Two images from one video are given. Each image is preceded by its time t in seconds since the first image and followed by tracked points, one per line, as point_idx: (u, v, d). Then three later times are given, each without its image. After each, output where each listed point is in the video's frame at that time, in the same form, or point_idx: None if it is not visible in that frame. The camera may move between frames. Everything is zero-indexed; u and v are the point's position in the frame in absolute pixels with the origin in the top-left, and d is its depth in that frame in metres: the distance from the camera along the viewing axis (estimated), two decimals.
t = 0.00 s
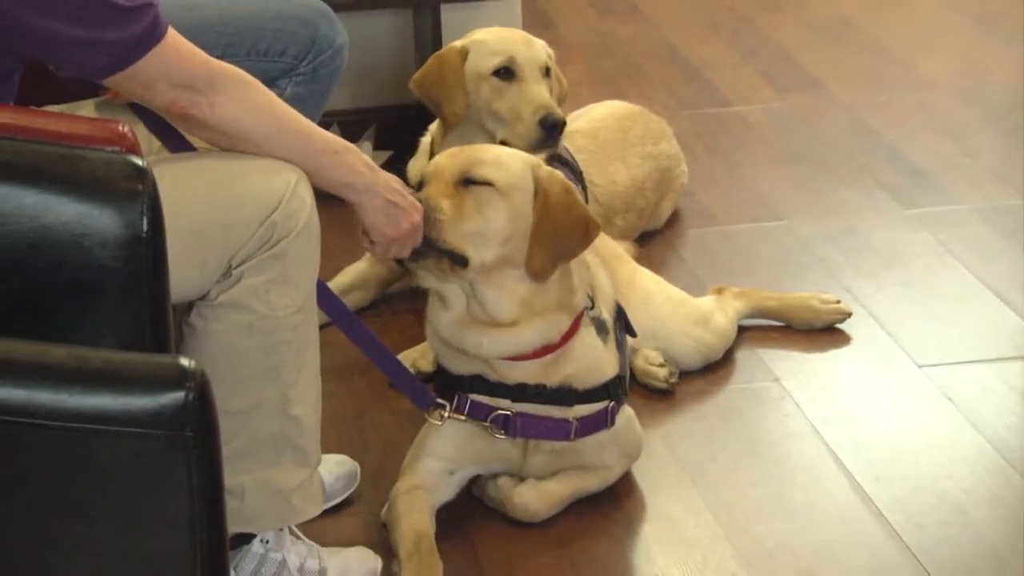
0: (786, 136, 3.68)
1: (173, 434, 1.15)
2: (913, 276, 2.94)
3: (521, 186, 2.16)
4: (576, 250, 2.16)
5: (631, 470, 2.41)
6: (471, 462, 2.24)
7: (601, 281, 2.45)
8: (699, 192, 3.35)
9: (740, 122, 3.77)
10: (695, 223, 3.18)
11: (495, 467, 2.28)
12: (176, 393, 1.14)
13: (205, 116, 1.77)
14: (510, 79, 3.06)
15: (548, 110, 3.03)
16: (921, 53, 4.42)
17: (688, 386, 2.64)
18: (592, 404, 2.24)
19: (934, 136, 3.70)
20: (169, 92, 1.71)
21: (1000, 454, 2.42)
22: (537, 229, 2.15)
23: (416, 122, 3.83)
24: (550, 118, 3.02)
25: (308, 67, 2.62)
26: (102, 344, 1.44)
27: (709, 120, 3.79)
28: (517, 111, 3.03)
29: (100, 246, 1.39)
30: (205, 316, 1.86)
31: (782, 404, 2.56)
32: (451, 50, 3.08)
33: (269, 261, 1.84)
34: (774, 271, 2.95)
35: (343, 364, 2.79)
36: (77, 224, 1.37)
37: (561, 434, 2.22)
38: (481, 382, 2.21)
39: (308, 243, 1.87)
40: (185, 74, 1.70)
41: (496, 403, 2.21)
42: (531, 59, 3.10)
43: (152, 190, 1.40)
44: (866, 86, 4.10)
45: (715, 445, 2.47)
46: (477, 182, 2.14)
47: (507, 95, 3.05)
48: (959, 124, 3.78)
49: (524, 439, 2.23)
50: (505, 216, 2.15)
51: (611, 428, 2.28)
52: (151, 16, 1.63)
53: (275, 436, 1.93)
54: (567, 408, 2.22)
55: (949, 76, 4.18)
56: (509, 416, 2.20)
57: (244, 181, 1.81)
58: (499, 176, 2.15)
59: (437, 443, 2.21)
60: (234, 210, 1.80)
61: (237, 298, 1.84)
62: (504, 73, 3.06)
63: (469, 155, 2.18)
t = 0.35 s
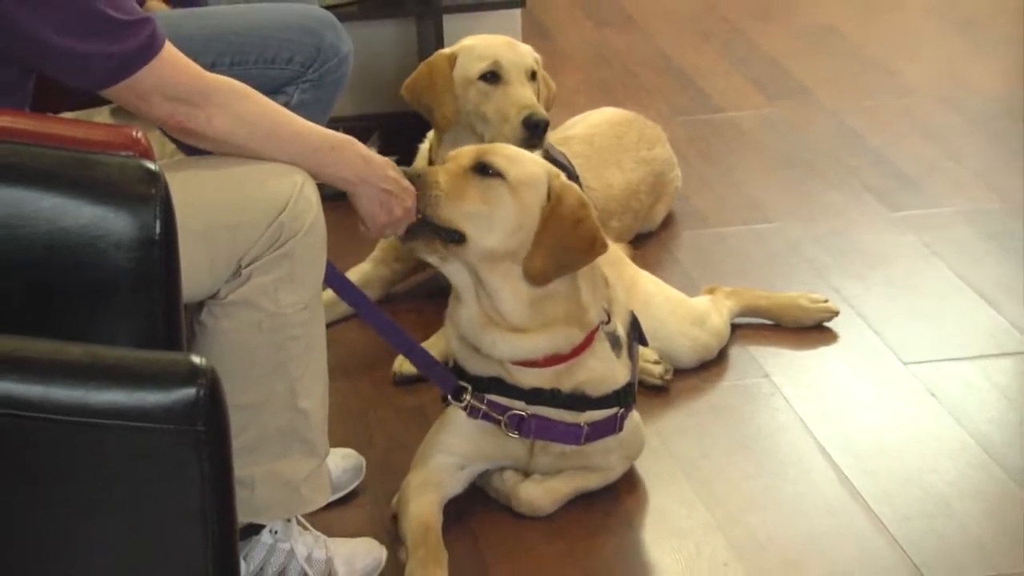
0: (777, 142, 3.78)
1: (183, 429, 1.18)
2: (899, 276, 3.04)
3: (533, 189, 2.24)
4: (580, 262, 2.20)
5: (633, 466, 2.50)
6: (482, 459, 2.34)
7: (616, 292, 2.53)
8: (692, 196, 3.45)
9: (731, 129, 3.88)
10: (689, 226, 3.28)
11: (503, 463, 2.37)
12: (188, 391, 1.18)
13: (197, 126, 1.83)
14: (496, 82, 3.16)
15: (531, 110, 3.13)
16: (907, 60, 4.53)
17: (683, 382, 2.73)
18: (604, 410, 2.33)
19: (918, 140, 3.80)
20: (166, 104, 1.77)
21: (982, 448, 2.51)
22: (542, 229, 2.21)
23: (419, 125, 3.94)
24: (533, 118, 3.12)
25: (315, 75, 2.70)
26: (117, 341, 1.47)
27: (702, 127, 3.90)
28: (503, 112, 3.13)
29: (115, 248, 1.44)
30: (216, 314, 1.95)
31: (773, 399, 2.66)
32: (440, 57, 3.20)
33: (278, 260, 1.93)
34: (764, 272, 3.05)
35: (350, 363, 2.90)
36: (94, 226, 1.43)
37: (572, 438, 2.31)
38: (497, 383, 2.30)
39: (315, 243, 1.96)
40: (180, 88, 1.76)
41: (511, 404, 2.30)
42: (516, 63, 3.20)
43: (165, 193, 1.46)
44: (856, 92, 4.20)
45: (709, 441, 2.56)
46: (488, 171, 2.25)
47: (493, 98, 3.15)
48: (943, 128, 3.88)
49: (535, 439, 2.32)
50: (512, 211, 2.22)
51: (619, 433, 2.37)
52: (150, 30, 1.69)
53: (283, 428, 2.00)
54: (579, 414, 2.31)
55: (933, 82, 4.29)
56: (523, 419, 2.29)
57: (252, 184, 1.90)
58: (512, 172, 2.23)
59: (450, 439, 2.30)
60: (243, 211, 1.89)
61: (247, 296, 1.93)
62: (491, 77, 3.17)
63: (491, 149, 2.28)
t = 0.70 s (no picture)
0: (769, 147, 3.89)
1: (196, 424, 1.23)
2: (886, 276, 3.14)
3: (532, 205, 2.36)
4: (577, 267, 2.35)
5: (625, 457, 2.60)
6: (477, 450, 2.43)
7: (599, 286, 2.63)
8: (686, 199, 3.55)
9: (725, 134, 3.99)
10: (683, 228, 3.39)
11: (498, 455, 2.47)
12: (199, 385, 1.22)
13: (216, 125, 1.92)
14: (496, 95, 3.26)
15: (529, 123, 3.21)
16: (895, 68, 4.63)
17: (676, 379, 2.84)
18: (588, 399, 2.42)
19: (905, 145, 3.90)
20: (187, 102, 1.86)
21: (965, 442, 2.60)
22: (543, 244, 2.34)
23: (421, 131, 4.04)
24: (530, 132, 3.19)
25: (322, 82, 2.80)
26: (131, 341, 1.50)
27: (696, 132, 4.00)
28: (502, 125, 3.22)
29: (129, 249, 1.45)
30: (226, 313, 2.04)
31: (763, 395, 2.76)
32: (444, 65, 3.30)
33: (287, 262, 2.02)
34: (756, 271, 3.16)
35: (355, 361, 3.00)
36: (108, 228, 1.44)
37: (558, 426, 2.41)
38: (484, 375, 2.40)
39: (323, 246, 2.05)
40: (203, 87, 1.85)
41: (498, 395, 2.40)
42: (517, 76, 3.30)
43: (177, 198, 1.46)
44: (847, 98, 4.31)
45: (700, 435, 2.65)
46: (491, 193, 2.33)
47: (493, 110, 3.25)
48: (928, 134, 3.98)
49: (523, 429, 2.42)
50: (514, 230, 2.34)
51: (605, 421, 2.46)
52: (171, 33, 1.79)
53: (292, 423, 2.10)
54: (564, 402, 2.41)
55: (920, 89, 4.39)
56: (510, 409, 2.39)
57: (263, 188, 2.00)
58: (514, 192, 2.34)
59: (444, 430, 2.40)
60: (254, 215, 1.98)
61: (257, 297, 2.02)
62: (491, 90, 3.27)
63: (487, 167, 2.36)
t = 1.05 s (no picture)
0: (762, 151, 3.99)
1: (205, 419, 1.25)
2: (873, 277, 3.25)
3: (535, 223, 2.48)
4: (569, 289, 2.45)
5: (622, 453, 2.69)
6: (478, 445, 2.53)
7: (597, 288, 2.73)
8: (681, 202, 3.66)
9: (719, 139, 4.09)
10: (677, 230, 3.49)
11: (498, 450, 2.57)
12: (209, 382, 1.25)
13: (222, 130, 2.00)
14: (495, 105, 3.36)
15: (526, 134, 3.32)
16: (884, 75, 4.74)
17: (670, 376, 2.94)
18: (587, 398, 2.52)
19: (892, 150, 4.00)
20: (195, 108, 1.93)
21: (947, 435, 2.70)
22: (540, 261, 2.43)
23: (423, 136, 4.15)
24: (528, 141, 3.31)
25: (328, 88, 2.91)
26: (144, 340, 1.53)
27: (691, 138, 4.10)
28: (500, 134, 3.33)
29: (142, 250, 1.49)
30: (236, 313, 2.14)
31: (753, 391, 2.86)
32: (445, 74, 3.40)
33: (294, 263, 2.12)
34: (747, 272, 3.26)
35: (359, 359, 3.10)
36: (121, 230, 1.47)
37: (557, 424, 2.50)
38: (486, 374, 2.50)
39: (329, 248, 2.15)
40: (211, 93, 1.93)
41: (499, 394, 2.49)
42: (515, 86, 3.40)
43: (188, 201, 1.50)
44: (839, 105, 4.42)
45: (693, 430, 2.75)
46: (501, 205, 2.44)
47: (491, 119, 3.35)
48: (915, 139, 4.09)
49: (524, 427, 2.51)
50: (515, 245, 2.46)
51: (603, 420, 2.56)
52: (178, 41, 1.86)
53: (300, 418, 2.19)
54: (563, 401, 2.51)
55: (907, 96, 4.50)
56: (511, 407, 2.48)
57: (270, 192, 2.09)
58: (521, 209, 2.45)
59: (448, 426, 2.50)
60: (262, 217, 2.08)
61: (266, 296, 2.12)
62: (490, 100, 3.37)
63: (499, 179, 2.47)
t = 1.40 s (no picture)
0: (754, 156, 4.10)
1: (218, 413, 1.32)
2: (860, 277, 3.35)
3: (544, 205, 2.60)
4: (578, 270, 2.59)
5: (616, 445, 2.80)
6: (477, 438, 2.64)
7: (591, 285, 2.85)
8: (675, 206, 3.77)
9: (713, 144, 4.20)
10: (671, 232, 3.60)
11: (497, 442, 2.67)
12: (220, 378, 1.32)
13: (234, 134, 2.09)
14: (496, 112, 3.47)
15: (525, 140, 3.41)
16: (874, 82, 4.86)
17: (664, 372, 3.05)
18: (580, 388, 2.63)
19: (881, 155, 4.11)
20: (209, 114, 2.02)
21: (930, 428, 2.81)
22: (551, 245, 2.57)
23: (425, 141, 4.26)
24: (527, 147, 3.39)
25: (335, 95, 3.01)
26: (160, 335, 1.63)
27: (686, 143, 4.22)
28: (500, 140, 3.44)
29: (156, 251, 1.58)
30: (247, 312, 2.24)
31: (744, 386, 2.97)
32: (447, 82, 3.52)
33: (302, 262, 2.23)
34: (738, 272, 3.37)
35: (364, 357, 3.21)
36: (136, 233, 1.57)
37: (551, 414, 2.61)
38: (484, 366, 2.61)
39: (336, 246, 2.26)
40: (224, 100, 2.02)
41: (496, 385, 2.60)
42: (515, 94, 3.50)
43: (200, 203, 1.60)
44: (831, 111, 4.53)
45: (685, 424, 2.86)
46: (511, 187, 2.56)
47: (492, 126, 3.46)
48: (903, 143, 4.21)
49: (520, 417, 2.62)
50: (526, 225, 2.57)
51: (596, 410, 2.66)
52: (193, 51, 1.95)
53: (309, 413, 2.30)
54: (557, 391, 2.61)
55: (896, 103, 4.62)
56: (508, 397, 2.60)
57: (278, 196, 2.20)
58: (531, 189, 2.57)
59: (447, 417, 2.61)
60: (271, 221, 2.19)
61: (277, 296, 2.23)
62: (491, 107, 3.48)
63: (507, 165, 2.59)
